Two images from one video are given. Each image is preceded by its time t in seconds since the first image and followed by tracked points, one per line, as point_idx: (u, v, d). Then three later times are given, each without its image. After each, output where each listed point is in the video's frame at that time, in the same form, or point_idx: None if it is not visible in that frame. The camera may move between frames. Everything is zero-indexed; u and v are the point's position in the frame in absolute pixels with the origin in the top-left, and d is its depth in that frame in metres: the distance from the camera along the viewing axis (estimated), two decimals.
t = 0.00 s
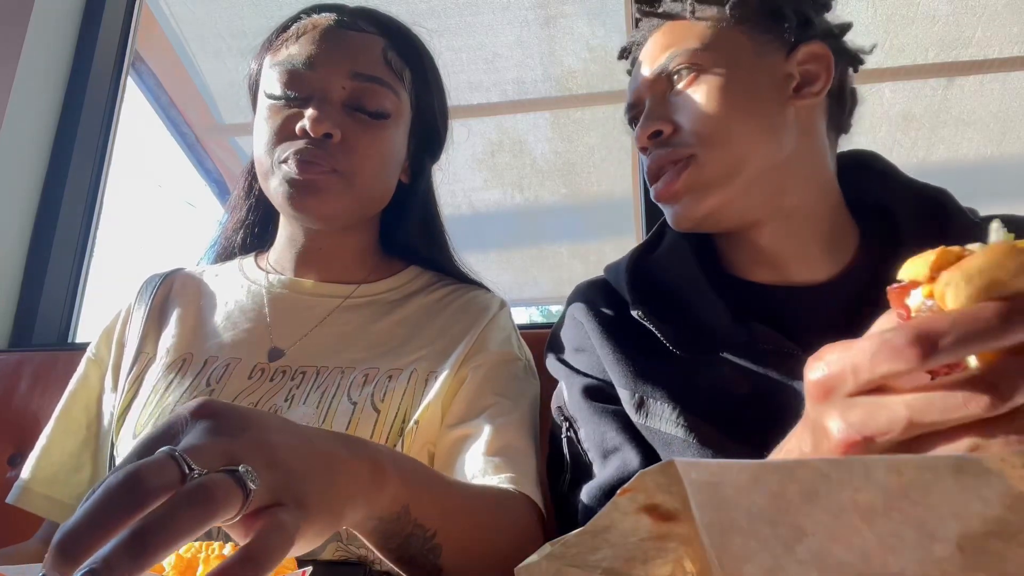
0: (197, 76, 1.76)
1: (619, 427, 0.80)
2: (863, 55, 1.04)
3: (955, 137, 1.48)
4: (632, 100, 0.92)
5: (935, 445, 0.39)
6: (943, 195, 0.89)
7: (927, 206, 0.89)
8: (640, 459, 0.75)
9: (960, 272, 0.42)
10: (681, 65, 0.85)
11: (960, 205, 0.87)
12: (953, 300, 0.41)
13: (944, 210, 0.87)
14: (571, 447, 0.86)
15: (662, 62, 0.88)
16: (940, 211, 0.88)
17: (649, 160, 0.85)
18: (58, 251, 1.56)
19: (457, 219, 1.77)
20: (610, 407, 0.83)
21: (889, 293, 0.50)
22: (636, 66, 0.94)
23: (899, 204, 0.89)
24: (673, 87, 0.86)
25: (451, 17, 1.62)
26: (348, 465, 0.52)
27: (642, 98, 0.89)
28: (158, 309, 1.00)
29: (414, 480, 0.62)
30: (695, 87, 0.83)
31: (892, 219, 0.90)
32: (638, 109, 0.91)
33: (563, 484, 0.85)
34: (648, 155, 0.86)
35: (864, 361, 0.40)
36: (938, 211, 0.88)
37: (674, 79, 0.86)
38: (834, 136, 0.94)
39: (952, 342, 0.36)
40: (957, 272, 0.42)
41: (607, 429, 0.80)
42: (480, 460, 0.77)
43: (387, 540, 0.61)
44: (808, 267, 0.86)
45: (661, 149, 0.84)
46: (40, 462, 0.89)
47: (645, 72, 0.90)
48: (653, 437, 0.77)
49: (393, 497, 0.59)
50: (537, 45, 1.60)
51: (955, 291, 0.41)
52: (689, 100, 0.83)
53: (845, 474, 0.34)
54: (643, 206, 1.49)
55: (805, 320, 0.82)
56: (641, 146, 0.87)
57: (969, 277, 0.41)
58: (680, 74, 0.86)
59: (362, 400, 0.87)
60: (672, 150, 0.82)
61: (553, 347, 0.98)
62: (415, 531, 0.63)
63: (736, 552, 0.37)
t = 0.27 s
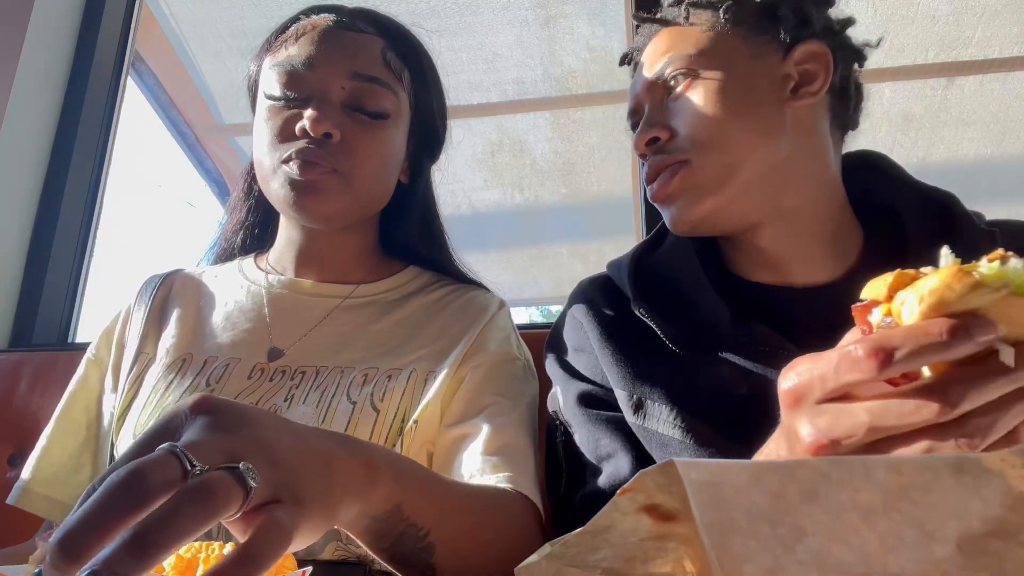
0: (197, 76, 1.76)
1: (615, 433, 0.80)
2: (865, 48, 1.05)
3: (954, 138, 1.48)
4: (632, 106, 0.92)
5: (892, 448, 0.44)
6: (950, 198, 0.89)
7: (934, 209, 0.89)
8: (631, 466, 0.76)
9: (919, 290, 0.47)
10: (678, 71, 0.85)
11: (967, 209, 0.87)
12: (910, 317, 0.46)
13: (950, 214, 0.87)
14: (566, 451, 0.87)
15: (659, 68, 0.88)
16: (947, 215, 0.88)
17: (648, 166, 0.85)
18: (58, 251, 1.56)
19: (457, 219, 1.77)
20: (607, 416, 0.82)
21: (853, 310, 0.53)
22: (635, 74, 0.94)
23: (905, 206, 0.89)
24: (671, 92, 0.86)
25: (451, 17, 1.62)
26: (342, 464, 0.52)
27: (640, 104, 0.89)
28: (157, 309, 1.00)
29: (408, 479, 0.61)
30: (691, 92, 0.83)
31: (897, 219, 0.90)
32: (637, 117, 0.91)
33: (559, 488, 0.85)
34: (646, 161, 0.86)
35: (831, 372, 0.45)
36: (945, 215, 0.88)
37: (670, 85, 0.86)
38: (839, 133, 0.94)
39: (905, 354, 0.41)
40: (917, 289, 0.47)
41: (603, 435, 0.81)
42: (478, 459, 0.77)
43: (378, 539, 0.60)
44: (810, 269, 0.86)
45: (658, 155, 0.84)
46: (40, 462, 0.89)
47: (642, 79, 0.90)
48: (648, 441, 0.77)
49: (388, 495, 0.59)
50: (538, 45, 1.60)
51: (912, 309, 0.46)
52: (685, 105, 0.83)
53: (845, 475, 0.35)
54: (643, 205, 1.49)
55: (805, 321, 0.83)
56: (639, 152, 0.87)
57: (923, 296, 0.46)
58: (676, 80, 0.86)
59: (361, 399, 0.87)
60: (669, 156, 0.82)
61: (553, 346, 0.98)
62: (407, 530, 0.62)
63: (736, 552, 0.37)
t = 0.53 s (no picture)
0: (197, 75, 1.76)
1: (612, 436, 0.80)
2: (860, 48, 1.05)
3: (954, 138, 1.48)
4: (630, 114, 0.92)
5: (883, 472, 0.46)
6: (949, 200, 0.88)
7: (933, 212, 0.88)
8: (629, 470, 0.76)
9: (910, 336, 0.47)
10: (674, 78, 0.86)
11: (966, 211, 0.86)
12: (899, 362, 0.46)
13: (949, 216, 0.86)
14: (565, 455, 0.86)
15: (654, 77, 0.88)
16: (946, 217, 0.87)
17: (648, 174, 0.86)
18: (58, 251, 1.56)
19: (457, 219, 1.77)
20: (604, 420, 0.82)
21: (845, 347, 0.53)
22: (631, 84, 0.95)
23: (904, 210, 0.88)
24: (667, 100, 0.86)
25: (452, 17, 1.62)
26: (342, 468, 0.52)
27: (638, 112, 0.90)
28: (157, 309, 1.00)
29: (404, 479, 0.61)
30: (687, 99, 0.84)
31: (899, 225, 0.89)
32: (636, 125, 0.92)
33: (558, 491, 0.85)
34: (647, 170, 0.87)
35: (823, 413, 0.47)
36: (944, 218, 0.87)
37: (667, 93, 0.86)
38: (836, 135, 0.94)
39: (894, 401, 0.43)
40: (908, 334, 0.47)
41: (600, 439, 0.80)
42: (477, 460, 0.77)
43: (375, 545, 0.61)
44: (808, 272, 0.86)
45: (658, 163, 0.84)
46: (40, 462, 0.89)
47: (638, 88, 0.90)
48: (647, 442, 0.77)
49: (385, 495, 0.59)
50: (538, 45, 1.60)
51: (903, 354, 0.46)
52: (682, 111, 0.83)
53: (845, 475, 0.34)
54: (643, 205, 1.49)
55: (804, 323, 0.83)
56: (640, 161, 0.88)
57: (914, 342, 0.46)
58: (672, 88, 0.86)
59: (360, 399, 0.87)
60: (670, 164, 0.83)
61: (553, 348, 0.98)
62: (402, 536, 0.63)
63: (736, 551, 0.37)
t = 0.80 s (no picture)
0: (197, 75, 1.76)
1: (610, 439, 0.80)
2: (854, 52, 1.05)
3: (954, 138, 1.48)
4: (628, 119, 0.92)
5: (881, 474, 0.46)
6: (943, 204, 0.88)
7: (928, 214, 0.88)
8: (627, 472, 0.76)
9: (910, 342, 0.47)
10: (671, 83, 0.86)
11: (961, 214, 0.86)
12: (900, 367, 0.47)
13: (944, 219, 0.86)
14: (564, 457, 0.86)
15: (651, 81, 0.88)
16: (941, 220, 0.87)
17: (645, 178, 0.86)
18: (58, 252, 1.56)
19: (457, 219, 1.77)
20: (602, 422, 0.82)
21: (844, 352, 0.54)
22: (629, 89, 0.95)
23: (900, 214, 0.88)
24: (665, 104, 0.86)
25: (451, 17, 1.62)
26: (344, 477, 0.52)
27: (635, 117, 0.90)
28: (157, 310, 1.00)
29: (404, 484, 0.61)
30: (684, 102, 0.84)
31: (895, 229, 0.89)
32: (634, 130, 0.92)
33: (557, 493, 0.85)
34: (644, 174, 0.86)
35: (824, 417, 0.47)
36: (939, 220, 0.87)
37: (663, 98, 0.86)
38: (831, 138, 0.94)
39: (895, 407, 0.43)
40: (907, 340, 0.48)
41: (598, 442, 0.80)
42: (477, 461, 0.77)
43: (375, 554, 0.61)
44: (808, 274, 0.86)
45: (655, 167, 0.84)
46: (40, 463, 0.89)
47: (635, 93, 0.91)
48: (645, 444, 0.77)
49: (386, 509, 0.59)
50: (538, 45, 1.59)
51: (903, 360, 0.47)
52: (678, 115, 0.83)
53: (844, 476, 0.34)
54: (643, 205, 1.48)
55: (802, 325, 0.83)
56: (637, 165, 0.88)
57: (915, 347, 0.46)
58: (668, 92, 0.86)
59: (360, 399, 0.87)
60: (666, 168, 0.82)
61: (551, 350, 0.98)
62: (403, 544, 0.63)
63: (735, 552, 0.37)
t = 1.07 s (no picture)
0: (197, 75, 1.76)
1: (609, 439, 0.80)
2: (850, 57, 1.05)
3: (954, 138, 1.48)
4: (625, 124, 0.92)
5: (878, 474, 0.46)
6: (939, 205, 0.88)
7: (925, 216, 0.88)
8: (626, 473, 0.76)
9: (903, 342, 0.49)
10: (669, 86, 0.86)
11: (957, 215, 0.86)
12: (893, 367, 0.49)
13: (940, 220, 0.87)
14: (563, 458, 0.86)
15: (649, 84, 0.88)
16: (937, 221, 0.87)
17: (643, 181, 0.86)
18: (58, 252, 1.56)
19: (456, 219, 1.77)
20: (602, 424, 0.83)
21: (839, 352, 0.55)
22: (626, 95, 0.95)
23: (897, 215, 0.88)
24: (662, 107, 0.86)
25: (451, 17, 1.62)
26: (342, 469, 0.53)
27: (633, 120, 0.90)
28: (156, 310, 1.00)
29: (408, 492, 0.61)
30: (681, 104, 0.84)
31: (892, 230, 0.89)
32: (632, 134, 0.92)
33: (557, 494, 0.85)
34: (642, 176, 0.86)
35: (818, 417, 0.48)
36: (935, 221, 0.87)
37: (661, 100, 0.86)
38: (826, 140, 0.94)
39: (888, 407, 0.45)
40: (901, 339, 0.50)
41: (598, 442, 0.81)
42: (477, 461, 0.77)
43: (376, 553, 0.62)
44: (807, 275, 0.86)
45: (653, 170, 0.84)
46: (40, 463, 0.89)
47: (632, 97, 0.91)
48: (644, 444, 0.77)
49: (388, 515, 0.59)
50: (538, 45, 1.59)
51: (896, 359, 0.49)
52: (676, 117, 0.83)
53: (844, 476, 0.34)
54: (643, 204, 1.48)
55: (801, 326, 0.83)
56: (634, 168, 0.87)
57: (908, 347, 0.48)
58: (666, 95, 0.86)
59: (360, 399, 0.87)
60: (664, 170, 0.82)
61: (550, 352, 0.98)
62: (403, 547, 0.63)
63: (735, 552, 0.37)
